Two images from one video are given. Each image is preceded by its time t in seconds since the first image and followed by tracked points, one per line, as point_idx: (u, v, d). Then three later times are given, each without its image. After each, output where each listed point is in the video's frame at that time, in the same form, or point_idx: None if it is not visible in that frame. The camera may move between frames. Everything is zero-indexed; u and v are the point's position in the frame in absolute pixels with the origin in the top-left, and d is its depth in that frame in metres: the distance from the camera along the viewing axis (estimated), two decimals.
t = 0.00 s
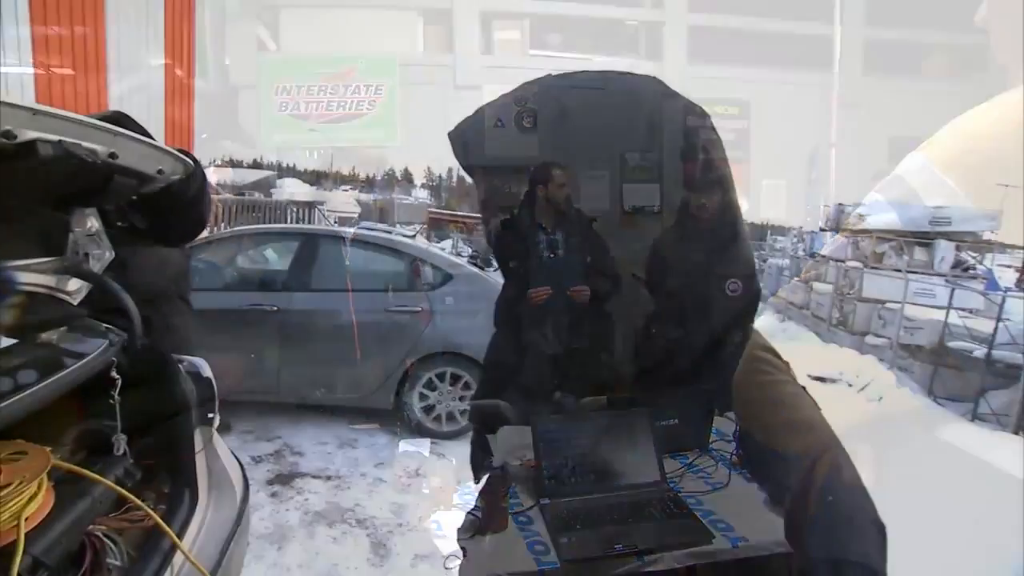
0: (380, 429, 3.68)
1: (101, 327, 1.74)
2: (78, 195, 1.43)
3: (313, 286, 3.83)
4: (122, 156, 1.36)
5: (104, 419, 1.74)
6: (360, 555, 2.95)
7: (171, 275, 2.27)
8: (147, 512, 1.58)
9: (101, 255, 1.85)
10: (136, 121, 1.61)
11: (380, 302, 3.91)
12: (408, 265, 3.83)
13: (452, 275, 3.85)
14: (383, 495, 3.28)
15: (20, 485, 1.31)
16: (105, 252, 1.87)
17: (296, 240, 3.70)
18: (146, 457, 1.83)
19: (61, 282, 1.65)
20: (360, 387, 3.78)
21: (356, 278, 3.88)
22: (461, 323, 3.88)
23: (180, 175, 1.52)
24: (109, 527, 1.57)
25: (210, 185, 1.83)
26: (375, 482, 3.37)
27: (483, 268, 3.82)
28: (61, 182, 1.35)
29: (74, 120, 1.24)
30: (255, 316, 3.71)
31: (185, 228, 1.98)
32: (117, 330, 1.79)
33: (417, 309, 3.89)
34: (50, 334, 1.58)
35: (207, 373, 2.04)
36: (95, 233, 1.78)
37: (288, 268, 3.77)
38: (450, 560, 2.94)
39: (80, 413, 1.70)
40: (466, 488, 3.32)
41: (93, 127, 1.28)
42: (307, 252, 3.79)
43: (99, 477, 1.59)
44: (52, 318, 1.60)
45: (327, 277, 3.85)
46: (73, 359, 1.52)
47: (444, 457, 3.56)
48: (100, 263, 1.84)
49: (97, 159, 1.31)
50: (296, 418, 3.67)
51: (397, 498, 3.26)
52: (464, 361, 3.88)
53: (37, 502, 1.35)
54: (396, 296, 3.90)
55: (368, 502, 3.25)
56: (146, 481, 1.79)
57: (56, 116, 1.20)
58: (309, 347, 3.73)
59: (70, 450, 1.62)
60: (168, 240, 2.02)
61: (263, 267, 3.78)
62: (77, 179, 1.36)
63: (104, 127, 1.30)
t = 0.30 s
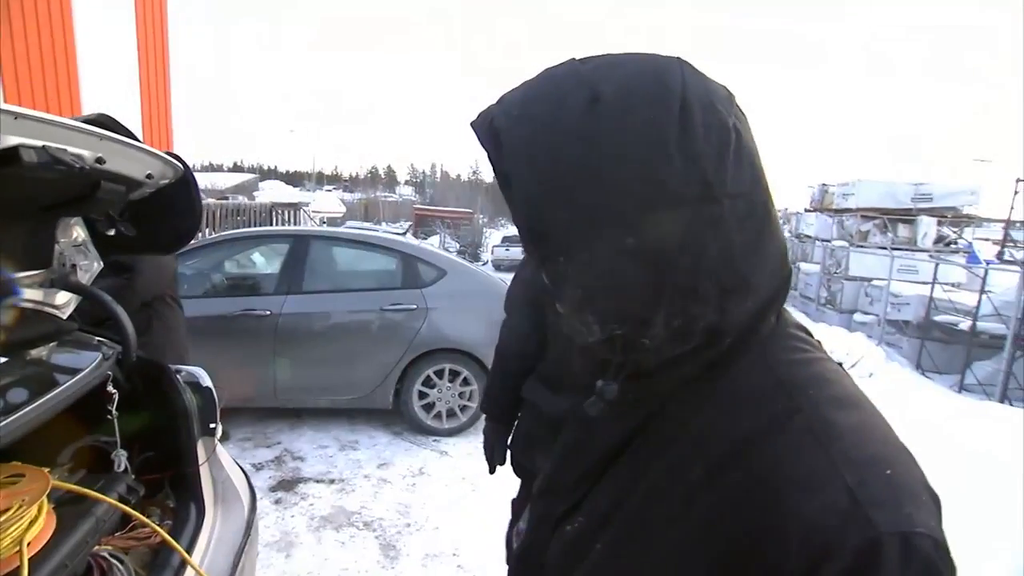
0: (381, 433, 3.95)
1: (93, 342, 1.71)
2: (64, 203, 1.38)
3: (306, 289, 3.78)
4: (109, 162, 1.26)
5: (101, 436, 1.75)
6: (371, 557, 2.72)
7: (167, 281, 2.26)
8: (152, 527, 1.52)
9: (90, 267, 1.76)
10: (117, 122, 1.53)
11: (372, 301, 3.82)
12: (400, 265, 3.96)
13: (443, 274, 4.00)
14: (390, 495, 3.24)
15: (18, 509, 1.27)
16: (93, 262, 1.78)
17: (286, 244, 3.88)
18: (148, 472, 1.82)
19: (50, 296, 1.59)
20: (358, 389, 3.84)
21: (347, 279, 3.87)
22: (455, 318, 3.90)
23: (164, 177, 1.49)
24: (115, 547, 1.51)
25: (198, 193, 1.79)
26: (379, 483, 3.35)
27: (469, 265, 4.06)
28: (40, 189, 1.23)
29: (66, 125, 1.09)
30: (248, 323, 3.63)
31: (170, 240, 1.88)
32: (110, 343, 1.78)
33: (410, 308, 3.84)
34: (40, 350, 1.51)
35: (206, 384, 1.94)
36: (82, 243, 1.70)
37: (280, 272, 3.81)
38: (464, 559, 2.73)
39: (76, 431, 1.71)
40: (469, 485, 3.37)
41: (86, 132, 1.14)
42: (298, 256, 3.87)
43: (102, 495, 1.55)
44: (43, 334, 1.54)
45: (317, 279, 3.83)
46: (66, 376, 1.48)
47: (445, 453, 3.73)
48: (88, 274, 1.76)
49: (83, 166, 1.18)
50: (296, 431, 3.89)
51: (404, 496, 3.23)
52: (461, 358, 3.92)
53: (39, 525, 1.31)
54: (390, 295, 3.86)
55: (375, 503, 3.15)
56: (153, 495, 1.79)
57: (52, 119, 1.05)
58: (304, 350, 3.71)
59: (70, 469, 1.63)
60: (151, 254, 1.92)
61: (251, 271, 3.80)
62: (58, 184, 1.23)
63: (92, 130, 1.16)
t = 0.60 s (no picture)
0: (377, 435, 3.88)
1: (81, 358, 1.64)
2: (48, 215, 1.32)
3: (295, 295, 3.72)
4: (93, 170, 1.20)
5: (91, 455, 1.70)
6: (374, 563, 2.69)
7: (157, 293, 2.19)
8: (151, 547, 1.47)
9: (72, 281, 1.70)
10: (97, 128, 1.47)
11: (363, 304, 3.77)
12: (389, 267, 3.93)
13: (434, 274, 3.97)
14: (389, 500, 3.20)
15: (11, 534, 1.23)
16: (76, 276, 1.73)
17: (273, 250, 3.82)
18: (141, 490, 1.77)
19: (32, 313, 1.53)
20: (351, 394, 3.79)
21: (336, 283, 3.82)
22: (447, 318, 3.86)
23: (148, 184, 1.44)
24: (112, 569, 1.46)
25: (186, 202, 1.75)
26: (377, 488, 3.31)
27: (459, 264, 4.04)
28: (20, 202, 1.17)
29: (41, 132, 1.02)
30: (236, 332, 3.55)
31: (164, 249, 1.83)
32: (98, 357, 1.72)
33: (401, 310, 3.80)
34: (24, 369, 1.45)
35: (201, 397, 1.90)
36: (63, 257, 1.65)
37: (267, 279, 3.74)
38: (468, 562, 2.70)
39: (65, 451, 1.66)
40: (468, 486, 3.35)
41: (67, 140, 1.09)
42: (285, 261, 3.80)
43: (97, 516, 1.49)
44: (27, 351, 1.47)
45: (306, 285, 3.77)
46: (53, 395, 1.42)
47: (444, 455, 3.69)
48: (71, 288, 1.69)
49: (67, 176, 1.12)
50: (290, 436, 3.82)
51: (404, 501, 3.19)
52: (455, 358, 3.89)
53: (33, 551, 1.26)
54: (380, 298, 3.81)
55: (374, 509, 3.12)
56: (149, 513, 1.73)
57: (15, 124, 0.96)
58: (294, 357, 3.64)
59: (61, 491, 1.58)
60: (146, 262, 1.88)
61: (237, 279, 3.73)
62: (39, 195, 1.17)
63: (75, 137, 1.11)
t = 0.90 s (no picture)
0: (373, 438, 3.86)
1: (71, 366, 1.63)
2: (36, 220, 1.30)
3: (286, 298, 3.68)
4: (85, 173, 1.18)
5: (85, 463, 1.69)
6: (375, 565, 2.68)
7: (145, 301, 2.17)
8: (150, 554, 1.44)
9: (62, 287, 1.67)
10: (88, 131, 1.45)
11: (355, 306, 3.75)
12: (380, 267, 3.91)
13: (426, 274, 3.96)
14: (387, 502, 3.19)
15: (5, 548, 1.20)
16: (66, 282, 1.70)
17: (263, 253, 3.79)
18: (137, 499, 1.75)
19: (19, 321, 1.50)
20: (346, 396, 3.77)
21: (326, 285, 3.79)
22: (440, 318, 3.85)
23: (140, 186, 1.42)
24: None
25: (178, 203, 1.73)
26: (374, 490, 3.30)
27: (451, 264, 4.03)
28: (11, 206, 1.15)
29: (35, 134, 1.00)
30: (227, 336, 3.51)
31: (155, 251, 1.80)
32: (90, 365, 1.70)
33: (394, 310, 3.78)
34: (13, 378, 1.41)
35: (196, 402, 1.89)
36: (52, 262, 1.62)
37: (257, 282, 3.70)
38: (469, 561, 2.69)
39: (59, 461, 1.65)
40: (466, 485, 3.34)
41: (57, 142, 1.06)
42: (276, 264, 3.77)
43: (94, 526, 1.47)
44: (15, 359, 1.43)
45: (296, 287, 3.74)
46: (44, 405, 1.40)
47: (441, 455, 3.68)
48: (60, 295, 1.66)
49: (58, 178, 1.11)
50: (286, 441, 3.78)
51: (403, 502, 3.17)
52: (450, 358, 3.88)
53: (30, 562, 1.24)
54: (372, 300, 3.78)
55: (372, 511, 3.10)
56: (146, 521, 1.70)
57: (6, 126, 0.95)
58: (286, 360, 3.61)
59: (56, 501, 1.57)
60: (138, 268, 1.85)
61: (227, 284, 3.69)
62: (31, 199, 1.15)
63: (65, 139, 1.09)
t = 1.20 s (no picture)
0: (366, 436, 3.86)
1: (65, 363, 1.62)
2: (33, 215, 1.29)
3: (278, 295, 3.66)
4: (83, 167, 1.18)
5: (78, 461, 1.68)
6: (369, 563, 2.68)
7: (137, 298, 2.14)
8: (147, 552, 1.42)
9: (56, 283, 1.65)
10: (87, 124, 1.44)
11: (348, 304, 3.74)
12: (374, 265, 3.90)
13: (420, 272, 3.96)
14: (381, 500, 3.18)
15: None
16: (60, 278, 1.67)
17: (255, 250, 3.76)
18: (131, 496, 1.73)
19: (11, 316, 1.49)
20: (339, 395, 3.76)
21: (319, 283, 3.77)
22: (433, 316, 3.85)
23: (136, 183, 1.42)
24: None
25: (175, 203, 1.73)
26: (369, 488, 3.29)
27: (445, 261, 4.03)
28: (9, 199, 1.14)
29: (35, 127, 1.00)
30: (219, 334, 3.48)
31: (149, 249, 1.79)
32: (84, 362, 1.69)
33: (388, 309, 3.77)
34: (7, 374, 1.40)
35: (192, 398, 1.88)
36: (46, 257, 1.59)
37: (249, 280, 3.68)
38: (463, 558, 2.70)
39: (52, 458, 1.64)
40: (460, 483, 3.35)
41: (59, 136, 1.07)
42: (269, 261, 3.75)
43: (89, 523, 1.46)
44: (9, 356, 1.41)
45: (290, 285, 3.72)
46: (37, 402, 1.38)
47: (434, 454, 3.68)
48: (54, 291, 1.64)
49: (57, 172, 1.10)
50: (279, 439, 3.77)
51: (397, 500, 3.17)
52: (444, 357, 3.88)
53: (25, 561, 1.22)
54: (366, 298, 3.78)
55: (366, 509, 3.09)
56: (141, 519, 1.69)
57: (8, 118, 0.94)
58: (278, 358, 3.59)
59: (49, 499, 1.56)
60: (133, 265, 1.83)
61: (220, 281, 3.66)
62: (28, 194, 1.14)
63: (67, 133, 1.09)
